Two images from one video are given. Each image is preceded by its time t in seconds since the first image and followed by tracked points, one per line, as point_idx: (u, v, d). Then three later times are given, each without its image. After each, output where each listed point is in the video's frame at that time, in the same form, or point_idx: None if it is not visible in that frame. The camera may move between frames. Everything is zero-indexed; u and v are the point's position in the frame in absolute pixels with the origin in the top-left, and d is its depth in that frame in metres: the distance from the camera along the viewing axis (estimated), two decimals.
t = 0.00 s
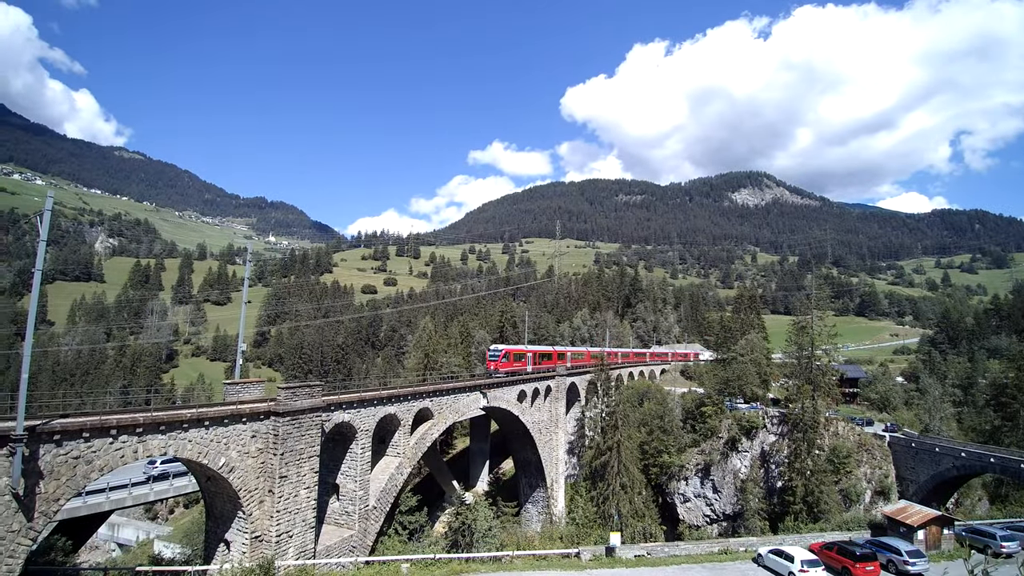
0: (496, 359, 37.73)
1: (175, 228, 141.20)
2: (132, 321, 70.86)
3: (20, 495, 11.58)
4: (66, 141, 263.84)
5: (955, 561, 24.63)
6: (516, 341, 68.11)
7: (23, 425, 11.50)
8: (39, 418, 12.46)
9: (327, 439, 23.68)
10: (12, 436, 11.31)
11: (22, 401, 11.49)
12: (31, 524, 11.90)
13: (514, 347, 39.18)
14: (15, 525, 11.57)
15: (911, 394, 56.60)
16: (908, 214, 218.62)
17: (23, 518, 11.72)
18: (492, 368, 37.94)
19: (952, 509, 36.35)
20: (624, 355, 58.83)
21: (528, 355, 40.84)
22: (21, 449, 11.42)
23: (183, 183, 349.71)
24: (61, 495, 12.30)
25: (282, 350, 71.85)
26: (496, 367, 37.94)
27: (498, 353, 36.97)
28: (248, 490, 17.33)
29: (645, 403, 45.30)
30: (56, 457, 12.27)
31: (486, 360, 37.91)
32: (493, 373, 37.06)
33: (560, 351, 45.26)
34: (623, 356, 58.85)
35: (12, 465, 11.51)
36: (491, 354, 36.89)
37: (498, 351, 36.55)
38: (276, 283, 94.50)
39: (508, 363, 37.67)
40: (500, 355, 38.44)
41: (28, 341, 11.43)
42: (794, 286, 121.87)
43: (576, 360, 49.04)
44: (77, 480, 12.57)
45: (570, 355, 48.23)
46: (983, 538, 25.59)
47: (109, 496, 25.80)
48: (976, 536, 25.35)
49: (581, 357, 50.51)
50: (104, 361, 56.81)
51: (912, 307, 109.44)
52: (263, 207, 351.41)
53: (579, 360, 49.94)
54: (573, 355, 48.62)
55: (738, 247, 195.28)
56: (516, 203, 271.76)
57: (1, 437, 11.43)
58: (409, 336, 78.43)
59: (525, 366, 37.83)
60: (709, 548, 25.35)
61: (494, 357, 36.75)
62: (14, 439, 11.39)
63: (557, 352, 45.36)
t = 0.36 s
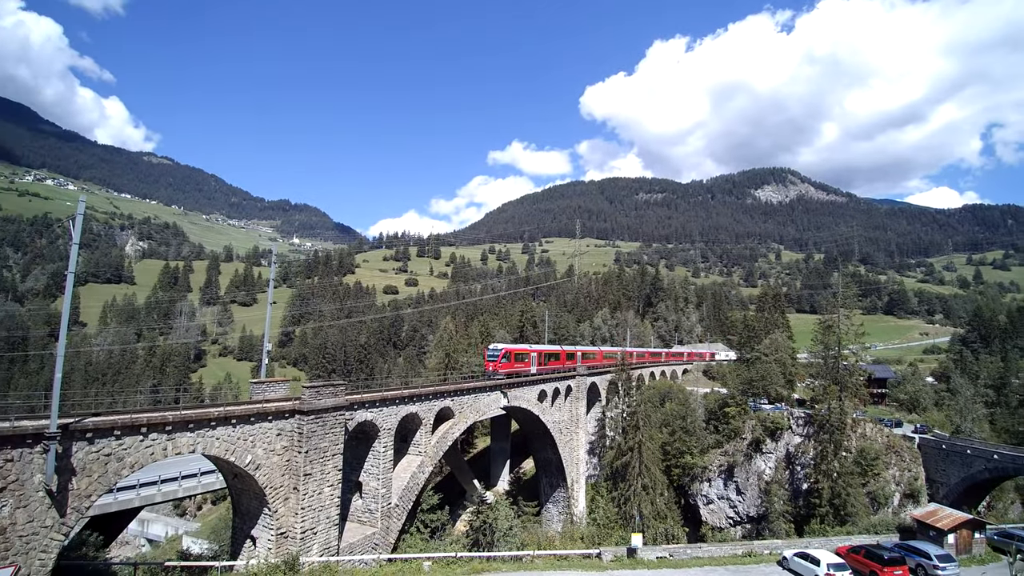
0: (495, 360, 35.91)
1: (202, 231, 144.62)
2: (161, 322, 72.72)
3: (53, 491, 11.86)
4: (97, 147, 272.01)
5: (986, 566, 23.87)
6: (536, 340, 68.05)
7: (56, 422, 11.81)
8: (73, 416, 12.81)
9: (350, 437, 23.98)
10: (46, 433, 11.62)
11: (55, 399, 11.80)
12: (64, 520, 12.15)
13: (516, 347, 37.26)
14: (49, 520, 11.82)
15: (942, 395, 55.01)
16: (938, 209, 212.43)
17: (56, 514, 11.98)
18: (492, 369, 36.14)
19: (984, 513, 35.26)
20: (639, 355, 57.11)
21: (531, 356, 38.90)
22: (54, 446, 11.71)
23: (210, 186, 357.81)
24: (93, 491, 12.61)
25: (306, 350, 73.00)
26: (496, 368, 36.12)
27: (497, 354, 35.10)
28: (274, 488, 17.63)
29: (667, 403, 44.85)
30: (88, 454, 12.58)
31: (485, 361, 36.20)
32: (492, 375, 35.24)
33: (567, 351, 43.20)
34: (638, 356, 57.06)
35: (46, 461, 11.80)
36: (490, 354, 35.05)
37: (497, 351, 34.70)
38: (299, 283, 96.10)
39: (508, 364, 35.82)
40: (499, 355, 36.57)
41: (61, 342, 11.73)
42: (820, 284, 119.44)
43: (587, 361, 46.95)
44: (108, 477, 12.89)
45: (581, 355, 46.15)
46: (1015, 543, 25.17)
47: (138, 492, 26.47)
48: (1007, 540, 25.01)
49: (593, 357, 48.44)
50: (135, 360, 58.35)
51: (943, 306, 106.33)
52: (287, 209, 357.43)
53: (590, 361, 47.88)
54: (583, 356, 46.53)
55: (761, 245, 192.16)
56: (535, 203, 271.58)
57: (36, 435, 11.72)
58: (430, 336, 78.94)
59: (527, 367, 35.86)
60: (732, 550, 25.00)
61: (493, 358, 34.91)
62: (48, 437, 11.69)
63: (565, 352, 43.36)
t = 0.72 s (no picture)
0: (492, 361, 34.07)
1: (228, 233, 147.79)
2: (190, 322, 74.50)
3: (87, 487, 12.20)
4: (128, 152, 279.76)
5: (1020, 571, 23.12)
6: (557, 339, 67.89)
7: (89, 420, 12.15)
8: (105, 414, 13.16)
9: (373, 435, 24.28)
10: (79, 430, 11.94)
11: (88, 398, 12.13)
12: (96, 514, 12.50)
13: (513, 345, 35.22)
14: (82, 515, 12.17)
15: (975, 395, 53.25)
16: (970, 204, 205.85)
17: (88, 509, 12.32)
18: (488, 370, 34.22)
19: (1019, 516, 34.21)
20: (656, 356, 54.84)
21: (532, 355, 36.82)
22: (87, 443, 12.04)
23: (235, 189, 365.23)
24: (124, 487, 12.98)
25: (330, 349, 74.00)
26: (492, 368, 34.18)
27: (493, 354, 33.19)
28: (299, 484, 17.91)
29: (689, 403, 44.35)
30: (120, 451, 12.95)
31: (480, 361, 34.39)
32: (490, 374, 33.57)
33: (573, 350, 41.05)
34: (655, 356, 54.75)
35: (79, 458, 12.14)
36: (486, 354, 33.07)
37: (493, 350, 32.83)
38: (323, 283, 97.47)
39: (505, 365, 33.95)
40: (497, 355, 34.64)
41: (92, 342, 12.06)
42: (846, 281, 116.81)
43: (595, 360, 44.78)
44: (139, 473, 13.25)
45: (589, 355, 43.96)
46: None
47: (168, 488, 27.15)
48: None
49: (602, 356, 46.25)
50: (164, 360, 59.87)
51: (975, 303, 103.06)
52: (309, 210, 362.88)
53: (598, 360, 45.70)
54: (591, 355, 44.38)
55: (785, 242, 188.66)
56: (554, 202, 270.93)
57: (70, 432, 12.09)
58: (451, 335, 79.28)
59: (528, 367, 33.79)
60: (757, 552, 24.60)
61: (488, 358, 33.00)
62: (81, 434, 12.03)
63: (570, 351, 41.19)
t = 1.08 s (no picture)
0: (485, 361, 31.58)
1: (254, 234, 150.69)
2: (218, 322, 76.24)
3: (117, 483, 12.52)
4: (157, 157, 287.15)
5: None
6: (578, 338, 67.67)
7: (120, 418, 12.45)
8: (135, 412, 13.52)
9: (395, 434, 24.51)
10: (110, 428, 12.26)
11: (119, 396, 12.46)
12: (127, 510, 12.82)
13: (507, 344, 32.75)
14: (114, 510, 12.51)
15: (1011, 396, 51.45)
16: (1004, 198, 198.98)
17: (120, 505, 12.65)
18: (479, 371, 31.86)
19: None
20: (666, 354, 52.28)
21: (530, 354, 34.37)
22: (118, 441, 12.36)
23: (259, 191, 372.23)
24: (155, 483, 13.32)
25: (353, 349, 74.89)
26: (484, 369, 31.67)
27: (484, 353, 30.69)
28: (324, 482, 18.22)
29: (712, 403, 43.83)
30: (150, 447, 13.28)
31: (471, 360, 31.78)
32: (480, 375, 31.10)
33: (578, 349, 38.42)
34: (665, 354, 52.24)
35: (111, 455, 12.45)
36: (476, 353, 30.61)
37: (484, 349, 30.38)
38: (346, 284, 98.78)
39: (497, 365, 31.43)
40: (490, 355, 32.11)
41: (123, 342, 12.38)
42: (875, 279, 113.98)
43: (603, 359, 42.19)
44: (169, 469, 13.57)
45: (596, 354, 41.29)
46: None
47: (197, 484, 27.80)
48: None
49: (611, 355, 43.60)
50: (193, 359, 61.36)
51: (1010, 301, 99.68)
52: (332, 212, 367.30)
53: (608, 359, 43.10)
54: (599, 354, 41.80)
55: (811, 238, 184.86)
56: (573, 201, 270.02)
57: (101, 429, 12.37)
58: (472, 335, 79.60)
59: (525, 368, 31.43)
60: (782, 555, 24.19)
61: (478, 357, 30.58)
62: (113, 431, 12.36)
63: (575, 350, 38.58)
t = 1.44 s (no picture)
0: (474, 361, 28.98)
1: (278, 237, 153.42)
2: (244, 322, 77.89)
3: (148, 480, 12.84)
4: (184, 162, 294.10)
5: None
6: (598, 338, 67.39)
7: (150, 416, 12.76)
8: (166, 410, 13.82)
9: (417, 433, 24.69)
10: (141, 426, 12.58)
11: (150, 395, 12.76)
12: (157, 506, 13.13)
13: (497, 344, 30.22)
14: (144, 506, 12.83)
15: None
16: None
17: (150, 501, 12.96)
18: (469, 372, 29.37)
19: None
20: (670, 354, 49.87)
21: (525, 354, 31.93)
22: (149, 438, 12.67)
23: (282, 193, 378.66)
24: (184, 480, 13.61)
25: (375, 348, 75.63)
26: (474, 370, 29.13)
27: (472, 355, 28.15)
28: (347, 480, 18.45)
29: (736, 403, 43.24)
30: (179, 445, 13.59)
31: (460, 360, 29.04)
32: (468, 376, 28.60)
33: (581, 349, 35.90)
34: (669, 354, 49.79)
35: (142, 452, 12.77)
36: (462, 353, 28.38)
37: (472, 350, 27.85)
38: (368, 284, 99.98)
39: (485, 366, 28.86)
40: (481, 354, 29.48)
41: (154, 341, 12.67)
42: (904, 276, 111.17)
43: (609, 360, 39.64)
44: (197, 466, 13.86)
45: (601, 354, 38.76)
46: None
47: (224, 481, 28.33)
48: None
49: (617, 356, 41.04)
50: (220, 358, 62.76)
51: None
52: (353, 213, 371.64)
53: (614, 359, 40.69)
54: (604, 354, 39.27)
55: (836, 235, 181.01)
56: (593, 200, 268.96)
57: (133, 427, 12.69)
58: (493, 335, 79.82)
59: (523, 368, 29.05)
60: (808, 558, 23.71)
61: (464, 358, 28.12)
62: (144, 429, 12.68)
63: (576, 350, 36.06)
